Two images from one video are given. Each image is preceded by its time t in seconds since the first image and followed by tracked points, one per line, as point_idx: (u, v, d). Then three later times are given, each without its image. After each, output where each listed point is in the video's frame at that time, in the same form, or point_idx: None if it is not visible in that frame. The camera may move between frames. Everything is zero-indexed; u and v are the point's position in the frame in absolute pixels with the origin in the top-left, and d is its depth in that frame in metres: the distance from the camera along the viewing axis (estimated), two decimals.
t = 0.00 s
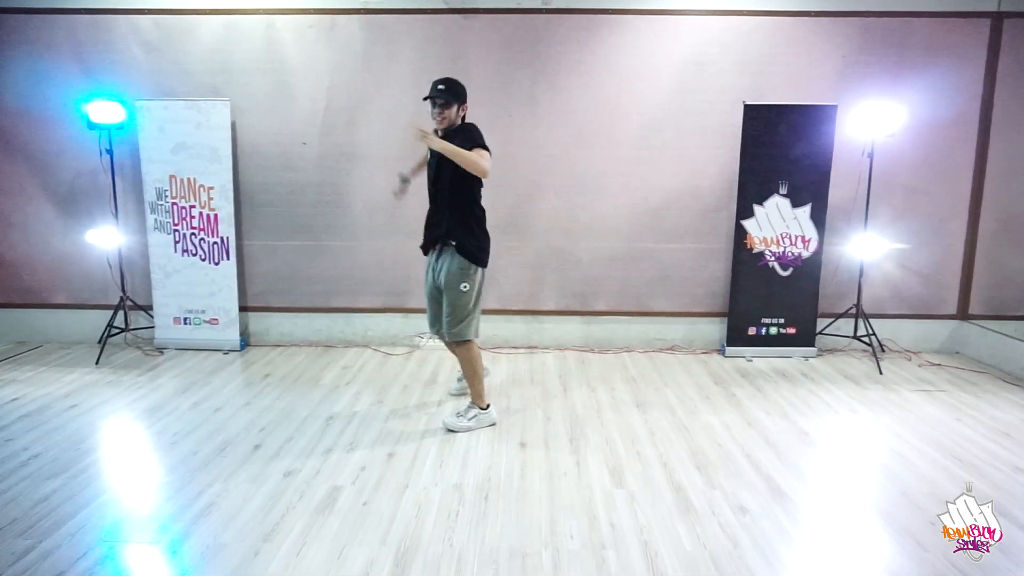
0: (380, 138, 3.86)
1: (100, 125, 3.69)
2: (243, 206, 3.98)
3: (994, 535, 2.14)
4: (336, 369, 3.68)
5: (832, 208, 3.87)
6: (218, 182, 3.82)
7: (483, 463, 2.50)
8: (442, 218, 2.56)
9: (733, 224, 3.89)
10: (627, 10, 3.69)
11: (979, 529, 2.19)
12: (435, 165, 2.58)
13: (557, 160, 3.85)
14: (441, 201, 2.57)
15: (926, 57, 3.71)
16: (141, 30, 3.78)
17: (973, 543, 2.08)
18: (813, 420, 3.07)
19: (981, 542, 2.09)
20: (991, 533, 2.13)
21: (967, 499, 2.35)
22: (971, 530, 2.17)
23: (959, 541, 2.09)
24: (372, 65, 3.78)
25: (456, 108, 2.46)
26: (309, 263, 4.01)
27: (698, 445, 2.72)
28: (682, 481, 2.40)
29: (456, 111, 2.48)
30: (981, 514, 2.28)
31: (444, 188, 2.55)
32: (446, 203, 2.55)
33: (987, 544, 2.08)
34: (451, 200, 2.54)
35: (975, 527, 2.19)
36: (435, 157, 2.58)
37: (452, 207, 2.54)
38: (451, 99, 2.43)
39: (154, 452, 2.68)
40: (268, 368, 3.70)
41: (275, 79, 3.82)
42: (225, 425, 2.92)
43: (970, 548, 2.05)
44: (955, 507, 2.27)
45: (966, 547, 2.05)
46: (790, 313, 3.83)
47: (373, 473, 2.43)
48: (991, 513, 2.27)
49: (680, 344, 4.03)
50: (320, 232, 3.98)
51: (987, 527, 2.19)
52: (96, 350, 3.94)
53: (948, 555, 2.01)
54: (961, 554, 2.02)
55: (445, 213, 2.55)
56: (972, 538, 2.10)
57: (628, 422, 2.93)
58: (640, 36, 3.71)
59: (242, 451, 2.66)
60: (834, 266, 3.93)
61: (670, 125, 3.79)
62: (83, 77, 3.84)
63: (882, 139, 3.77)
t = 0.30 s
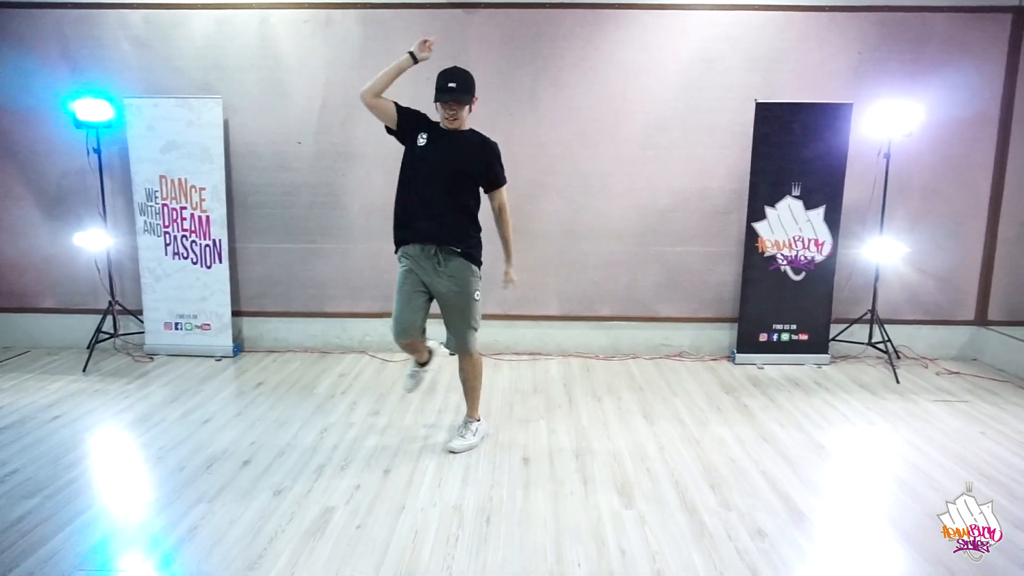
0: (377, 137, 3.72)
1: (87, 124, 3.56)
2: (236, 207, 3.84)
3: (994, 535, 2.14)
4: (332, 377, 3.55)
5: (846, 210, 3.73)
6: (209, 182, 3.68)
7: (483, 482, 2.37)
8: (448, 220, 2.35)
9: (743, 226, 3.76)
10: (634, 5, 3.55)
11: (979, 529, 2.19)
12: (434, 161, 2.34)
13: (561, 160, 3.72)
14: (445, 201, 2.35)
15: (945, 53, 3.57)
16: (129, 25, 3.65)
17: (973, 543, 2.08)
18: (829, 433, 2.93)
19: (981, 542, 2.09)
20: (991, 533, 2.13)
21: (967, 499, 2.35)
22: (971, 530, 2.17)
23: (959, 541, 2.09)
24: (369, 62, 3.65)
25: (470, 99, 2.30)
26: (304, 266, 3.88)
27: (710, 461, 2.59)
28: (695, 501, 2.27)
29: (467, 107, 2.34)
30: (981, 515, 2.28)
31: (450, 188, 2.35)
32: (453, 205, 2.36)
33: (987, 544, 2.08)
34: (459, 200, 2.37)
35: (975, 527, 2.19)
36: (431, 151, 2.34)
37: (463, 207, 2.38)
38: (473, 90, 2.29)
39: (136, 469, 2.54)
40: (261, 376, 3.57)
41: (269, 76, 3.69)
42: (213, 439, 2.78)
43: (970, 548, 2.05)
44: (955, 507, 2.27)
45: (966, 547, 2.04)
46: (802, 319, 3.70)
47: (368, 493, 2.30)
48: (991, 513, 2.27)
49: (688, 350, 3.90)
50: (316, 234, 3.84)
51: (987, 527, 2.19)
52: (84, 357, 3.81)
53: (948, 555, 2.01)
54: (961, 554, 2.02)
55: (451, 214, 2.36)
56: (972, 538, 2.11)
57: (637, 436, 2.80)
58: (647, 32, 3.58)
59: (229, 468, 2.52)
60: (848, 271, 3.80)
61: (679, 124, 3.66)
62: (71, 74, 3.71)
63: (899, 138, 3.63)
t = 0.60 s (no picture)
0: (379, 134, 3.57)
1: (76, 118, 3.40)
2: (231, 207, 3.69)
3: (994, 535, 2.14)
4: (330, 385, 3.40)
5: (867, 212, 3.58)
6: (203, 181, 3.53)
7: (490, 503, 2.22)
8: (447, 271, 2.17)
9: (760, 229, 3.60)
10: None
11: (979, 529, 2.18)
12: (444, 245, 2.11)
13: (570, 159, 3.56)
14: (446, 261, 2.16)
15: (971, 49, 3.41)
16: (120, 16, 3.50)
17: (972, 542, 2.07)
18: (854, 447, 2.78)
19: (981, 542, 2.08)
20: (991, 533, 2.13)
21: (967, 499, 2.34)
22: (971, 530, 2.16)
23: (959, 540, 2.09)
24: (370, 56, 3.49)
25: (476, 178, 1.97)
26: (302, 268, 3.73)
27: (731, 478, 2.44)
28: (717, 524, 2.12)
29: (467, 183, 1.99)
30: (981, 514, 2.27)
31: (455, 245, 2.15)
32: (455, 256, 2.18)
33: (987, 544, 2.07)
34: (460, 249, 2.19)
35: (975, 527, 2.18)
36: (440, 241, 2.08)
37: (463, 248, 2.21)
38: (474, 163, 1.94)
39: (120, 486, 2.39)
40: (257, 383, 3.43)
41: (265, 70, 3.54)
42: (203, 454, 2.63)
43: (970, 548, 2.04)
44: (955, 507, 2.26)
45: (965, 547, 2.04)
46: (821, 325, 3.55)
47: (367, 514, 2.16)
48: (991, 513, 2.26)
49: (701, 357, 3.74)
50: (314, 235, 3.69)
51: (987, 527, 2.19)
52: (73, 362, 3.66)
53: (948, 556, 2.00)
54: (961, 554, 2.01)
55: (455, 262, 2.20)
56: (971, 538, 2.10)
57: (652, 451, 2.66)
58: (660, 25, 3.42)
59: (219, 486, 2.37)
60: (869, 275, 3.64)
61: (693, 122, 3.50)
62: (59, 67, 3.56)
63: (923, 137, 3.48)
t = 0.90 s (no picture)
0: (381, 135, 3.44)
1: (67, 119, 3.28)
2: (228, 211, 3.56)
3: (994, 535, 2.13)
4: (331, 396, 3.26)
5: (889, 215, 3.45)
6: (199, 184, 3.41)
7: (501, 526, 2.08)
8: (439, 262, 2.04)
9: (778, 233, 3.47)
10: None
11: (979, 530, 2.17)
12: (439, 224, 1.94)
13: (580, 161, 3.43)
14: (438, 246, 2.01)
15: (998, 46, 3.28)
16: (113, 13, 3.37)
17: (973, 542, 2.06)
18: (883, 463, 2.64)
19: (981, 542, 2.07)
20: (991, 533, 2.12)
21: (967, 499, 2.33)
22: (971, 530, 2.15)
23: (959, 541, 2.08)
24: (372, 54, 3.37)
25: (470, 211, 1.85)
26: (302, 275, 3.60)
27: (754, 498, 2.31)
28: (744, 548, 1.99)
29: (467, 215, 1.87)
30: (981, 514, 2.26)
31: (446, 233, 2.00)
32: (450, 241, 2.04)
33: (987, 544, 2.06)
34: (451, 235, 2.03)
35: (975, 527, 2.17)
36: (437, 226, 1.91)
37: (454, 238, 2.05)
38: (471, 205, 1.84)
39: (109, 506, 2.25)
40: (255, 394, 3.30)
41: (264, 70, 3.41)
42: (197, 471, 2.50)
43: (970, 548, 2.03)
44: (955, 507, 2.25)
45: (966, 548, 2.03)
46: (841, 333, 3.41)
47: (370, 538, 2.02)
48: (991, 513, 2.25)
49: (716, 367, 3.61)
50: (315, 240, 3.56)
51: (987, 527, 2.18)
52: (65, 371, 3.53)
53: (947, 556, 2.00)
54: (961, 555, 2.01)
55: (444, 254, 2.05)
56: (972, 538, 2.09)
57: (670, 467, 2.53)
58: (674, 22, 3.29)
59: (214, 507, 2.23)
60: (891, 281, 3.51)
61: (708, 122, 3.37)
62: (51, 66, 3.43)
63: (948, 138, 3.35)
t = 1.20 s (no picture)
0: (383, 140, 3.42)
1: (66, 124, 3.25)
2: (229, 217, 3.54)
3: (994, 535, 2.13)
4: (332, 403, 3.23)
5: (896, 220, 3.42)
6: (199, 190, 3.38)
7: (506, 536, 2.05)
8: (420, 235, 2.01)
9: (782, 239, 3.44)
10: None
11: (979, 529, 2.18)
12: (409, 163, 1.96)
13: (583, 166, 3.40)
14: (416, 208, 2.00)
15: (1005, 50, 3.26)
16: (113, 17, 3.35)
17: (972, 542, 2.07)
18: (891, 471, 2.60)
19: (981, 542, 2.07)
20: (991, 533, 2.12)
21: (967, 499, 2.34)
22: (971, 530, 2.15)
23: (959, 541, 2.08)
24: (373, 58, 3.34)
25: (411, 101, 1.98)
26: (303, 281, 3.57)
27: (762, 507, 2.28)
28: (752, 559, 1.96)
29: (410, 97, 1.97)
30: (981, 514, 2.27)
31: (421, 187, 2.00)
32: (425, 205, 2.02)
33: (987, 544, 2.07)
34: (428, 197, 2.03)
35: (975, 527, 2.18)
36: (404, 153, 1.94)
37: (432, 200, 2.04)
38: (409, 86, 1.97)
39: (106, 515, 2.22)
40: (255, 401, 3.26)
41: (265, 74, 3.38)
42: (197, 480, 2.46)
43: (970, 548, 2.04)
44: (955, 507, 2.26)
45: (966, 547, 2.04)
46: (847, 339, 3.38)
47: (372, 549, 1.99)
48: (991, 513, 2.26)
49: (720, 373, 3.58)
50: (315, 246, 3.53)
51: (987, 527, 2.19)
52: (63, 378, 3.50)
53: (947, 556, 2.00)
54: (961, 554, 2.02)
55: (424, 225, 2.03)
56: (972, 538, 2.09)
57: (675, 475, 2.50)
58: (678, 27, 3.27)
59: (213, 516, 2.20)
60: (897, 287, 3.48)
61: (713, 126, 3.35)
62: (49, 70, 3.41)
63: (954, 142, 3.32)
